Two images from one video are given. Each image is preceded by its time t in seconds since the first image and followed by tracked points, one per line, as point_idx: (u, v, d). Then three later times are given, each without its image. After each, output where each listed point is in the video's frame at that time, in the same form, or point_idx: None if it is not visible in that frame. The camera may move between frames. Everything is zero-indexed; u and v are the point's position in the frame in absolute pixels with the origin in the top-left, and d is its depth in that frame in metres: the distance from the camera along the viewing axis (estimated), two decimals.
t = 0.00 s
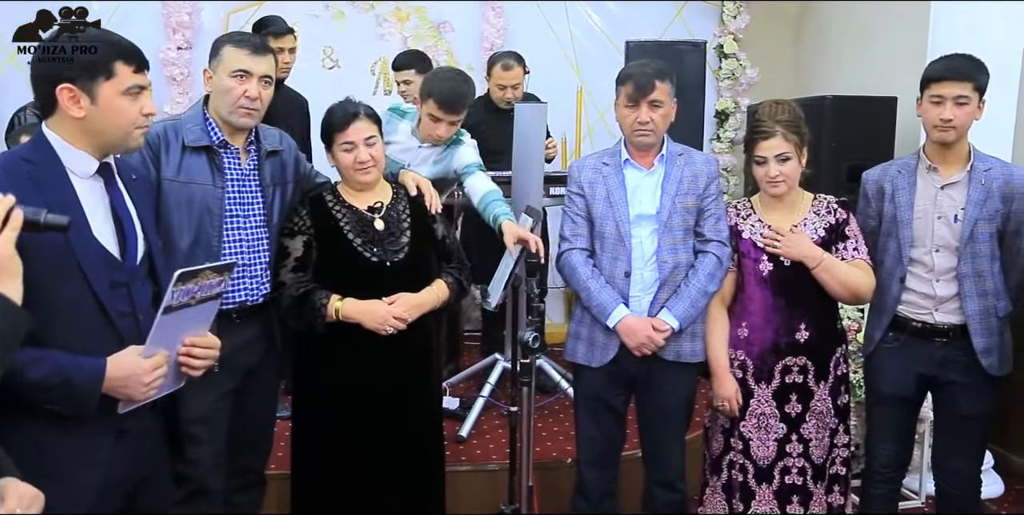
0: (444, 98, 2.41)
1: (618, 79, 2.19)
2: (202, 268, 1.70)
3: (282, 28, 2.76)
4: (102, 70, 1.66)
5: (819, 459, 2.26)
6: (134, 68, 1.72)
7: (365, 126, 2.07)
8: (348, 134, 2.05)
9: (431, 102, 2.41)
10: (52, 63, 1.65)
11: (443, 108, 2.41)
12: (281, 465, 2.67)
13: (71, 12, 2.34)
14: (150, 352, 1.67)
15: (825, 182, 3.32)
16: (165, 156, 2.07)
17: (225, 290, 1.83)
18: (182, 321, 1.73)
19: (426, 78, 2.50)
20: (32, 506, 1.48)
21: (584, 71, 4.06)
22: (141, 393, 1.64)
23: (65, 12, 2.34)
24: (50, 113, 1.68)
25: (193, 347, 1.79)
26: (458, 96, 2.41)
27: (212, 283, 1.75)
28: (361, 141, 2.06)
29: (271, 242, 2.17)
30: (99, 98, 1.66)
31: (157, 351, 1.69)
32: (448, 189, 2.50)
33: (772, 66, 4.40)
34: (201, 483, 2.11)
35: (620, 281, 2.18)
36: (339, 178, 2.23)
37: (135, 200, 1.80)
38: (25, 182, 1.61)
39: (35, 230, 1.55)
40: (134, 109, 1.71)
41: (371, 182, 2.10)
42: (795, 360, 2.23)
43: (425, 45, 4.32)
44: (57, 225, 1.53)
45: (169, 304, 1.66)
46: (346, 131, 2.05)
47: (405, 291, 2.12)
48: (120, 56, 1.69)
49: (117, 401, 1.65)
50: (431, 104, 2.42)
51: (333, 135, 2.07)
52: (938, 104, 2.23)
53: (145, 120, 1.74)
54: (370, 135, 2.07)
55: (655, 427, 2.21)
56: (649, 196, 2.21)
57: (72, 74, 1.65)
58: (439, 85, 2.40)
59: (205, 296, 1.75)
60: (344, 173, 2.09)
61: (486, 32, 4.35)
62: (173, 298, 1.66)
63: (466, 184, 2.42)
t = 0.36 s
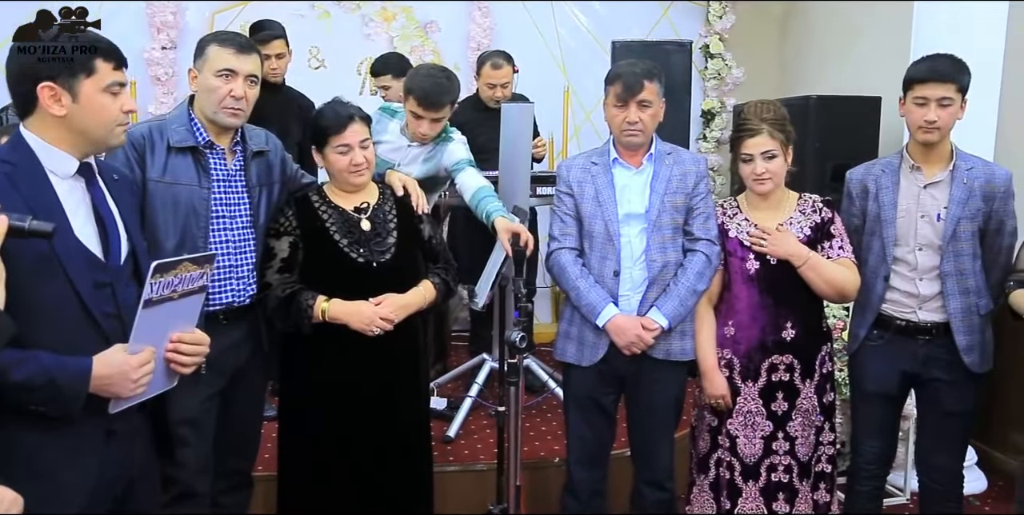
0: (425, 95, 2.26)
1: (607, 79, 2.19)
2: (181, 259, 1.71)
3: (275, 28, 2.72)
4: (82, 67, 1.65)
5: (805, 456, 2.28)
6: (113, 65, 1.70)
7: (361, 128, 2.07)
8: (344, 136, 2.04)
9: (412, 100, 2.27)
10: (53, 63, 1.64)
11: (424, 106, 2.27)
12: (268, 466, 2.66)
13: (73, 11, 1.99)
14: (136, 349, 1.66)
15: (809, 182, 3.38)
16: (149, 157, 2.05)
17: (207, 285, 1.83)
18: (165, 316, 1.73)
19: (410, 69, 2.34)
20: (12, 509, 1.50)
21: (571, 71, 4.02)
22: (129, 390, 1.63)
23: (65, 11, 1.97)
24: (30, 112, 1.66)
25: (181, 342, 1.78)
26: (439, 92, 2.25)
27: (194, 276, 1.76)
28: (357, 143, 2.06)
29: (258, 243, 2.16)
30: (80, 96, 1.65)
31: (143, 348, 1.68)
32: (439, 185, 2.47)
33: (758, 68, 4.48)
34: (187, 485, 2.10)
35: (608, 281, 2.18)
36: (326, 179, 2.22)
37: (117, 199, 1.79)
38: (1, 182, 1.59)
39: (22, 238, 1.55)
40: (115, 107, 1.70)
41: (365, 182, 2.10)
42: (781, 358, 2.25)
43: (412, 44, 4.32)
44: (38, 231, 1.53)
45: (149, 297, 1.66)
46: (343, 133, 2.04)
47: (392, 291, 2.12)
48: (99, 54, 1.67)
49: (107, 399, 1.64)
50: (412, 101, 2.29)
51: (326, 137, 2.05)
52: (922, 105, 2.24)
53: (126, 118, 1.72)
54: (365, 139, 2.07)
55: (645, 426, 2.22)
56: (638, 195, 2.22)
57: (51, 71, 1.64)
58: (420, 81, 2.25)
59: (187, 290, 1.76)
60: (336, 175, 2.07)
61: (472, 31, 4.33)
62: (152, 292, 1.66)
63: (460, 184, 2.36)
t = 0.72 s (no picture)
0: (400, 85, 2.24)
1: (594, 79, 2.20)
2: (169, 260, 1.70)
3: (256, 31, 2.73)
4: (71, 68, 1.64)
5: (792, 453, 2.29)
6: (103, 68, 1.70)
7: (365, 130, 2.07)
8: (349, 137, 2.04)
9: (387, 90, 2.25)
10: (52, 63, 1.64)
11: (399, 97, 2.25)
12: (256, 468, 2.66)
13: (72, 12, 1.87)
14: (121, 350, 1.65)
15: (795, 182, 3.35)
16: (134, 157, 2.04)
17: (195, 286, 1.83)
18: (151, 316, 1.72)
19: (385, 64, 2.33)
20: None
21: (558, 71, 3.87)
22: (113, 392, 1.62)
23: (66, 12, 1.85)
24: (18, 112, 1.64)
25: (167, 343, 1.77)
26: (412, 81, 2.23)
27: (181, 277, 1.75)
28: (362, 144, 2.06)
29: (244, 243, 2.15)
30: (68, 97, 1.64)
31: (128, 348, 1.67)
32: (427, 173, 2.45)
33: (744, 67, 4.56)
34: (174, 487, 2.09)
35: (596, 279, 2.19)
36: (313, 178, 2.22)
37: (104, 200, 1.78)
38: None
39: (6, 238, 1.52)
40: (102, 109, 1.69)
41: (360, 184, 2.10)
42: (768, 356, 2.26)
43: (399, 44, 4.29)
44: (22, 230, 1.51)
45: (135, 299, 1.65)
46: (350, 134, 2.04)
47: (380, 291, 2.11)
48: (89, 56, 1.67)
49: (91, 401, 1.63)
50: (387, 93, 2.27)
51: (328, 137, 2.03)
52: (907, 107, 2.26)
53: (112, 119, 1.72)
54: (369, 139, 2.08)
55: (633, 425, 2.22)
56: (625, 194, 2.22)
57: (39, 71, 1.63)
58: (393, 71, 2.23)
59: (174, 291, 1.75)
60: (335, 174, 2.06)
61: (460, 32, 4.34)
62: (138, 293, 1.65)
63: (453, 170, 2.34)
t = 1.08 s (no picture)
0: (374, 80, 2.25)
1: (576, 79, 2.20)
2: (148, 261, 1.69)
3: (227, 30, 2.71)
4: (53, 70, 1.63)
5: (774, 451, 2.31)
6: (85, 70, 1.69)
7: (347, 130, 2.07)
8: (331, 138, 2.03)
9: (362, 85, 2.26)
10: (54, 63, 1.63)
11: (374, 92, 2.26)
12: (238, 469, 2.66)
13: (72, 12, 1.84)
14: (99, 352, 1.64)
15: (778, 181, 3.29)
16: (114, 157, 2.03)
17: (175, 287, 1.82)
18: (131, 318, 1.71)
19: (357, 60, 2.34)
20: None
21: (543, 72, 3.85)
22: (91, 394, 1.61)
23: (66, 12, 1.82)
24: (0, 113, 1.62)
25: (147, 345, 1.76)
26: (386, 75, 2.24)
27: (161, 278, 1.74)
28: (345, 145, 2.05)
29: (225, 243, 2.15)
30: (50, 98, 1.63)
31: (106, 350, 1.66)
32: (405, 168, 2.51)
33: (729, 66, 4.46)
34: (155, 489, 2.08)
35: (578, 279, 2.20)
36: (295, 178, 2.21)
37: (84, 200, 1.76)
38: None
39: None
40: (83, 111, 1.68)
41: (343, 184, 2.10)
42: (751, 354, 2.27)
43: (383, 43, 4.25)
44: None
45: (114, 301, 1.63)
46: (333, 135, 2.03)
47: (363, 292, 2.11)
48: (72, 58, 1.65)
49: (68, 403, 1.61)
50: (362, 88, 2.28)
51: (309, 138, 2.02)
52: (886, 107, 2.28)
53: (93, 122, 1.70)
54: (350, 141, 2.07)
55: (616, 423, 2.23)
56: (607, 193, 2.23)
57: (22, 71, 1.61)
58: (367, 67, 2.24)
59: (154, 292, 1.74)
60: (317, 175, 2.05)
61: (444, 32, 4.34)
62: (117, 295, 1.63)
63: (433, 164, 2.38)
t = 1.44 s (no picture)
0: (355, 77, 2.28)
1: (560, 79, 2.20)
2: (127, 263, 1.68)
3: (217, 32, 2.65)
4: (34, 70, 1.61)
5: (757, 449, 2.32)
6: (69, 73, 1.67)
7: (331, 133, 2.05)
8: (315, 137, 2.02)
9: (344, 83, 2.29)
10: (54, 63, 1.64)
11: (357, 88, 2.29)
12: (222, 470, 2.64)
13: (72, 11, 1.95)
14: (77, 354, 1.63)
15: (761, 180, 3.32)
16: (93, 157, 2.01)
17: (156, 288, 1.80)
18: (110, 319, 1.69)
19: (335, 57, 2.36)
20: None
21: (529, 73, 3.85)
22: (69, 397, 1.60)
23: (66, 11, 1.92)
24: None
25: (127, 347, 1.75)
26: (368, 73, 2.27)
27: (141, 280, 1.73)
28: (329, 145, 2.04)
29: (208, 244, 2.13)
30: (32, 99, 1.61)
31: (84, 352, 1.65)
32: (387, 167, 2.48)
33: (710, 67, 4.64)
34: (137, 491, 2.07)
35: (562, 279, 2.20)
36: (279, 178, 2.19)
37: (63, 201, 1.75)
38: None
39: None
40: (65, 113, 1.66)
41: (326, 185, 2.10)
42: (734, 353, 2.28)
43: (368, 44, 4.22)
44: None
45: (92, 302, 1.62)
46: (318, 135, 2.02)
47: (346, 293, 2.10)
48: (55, 60, 1.63)
49: (45, 406, 1.60)
50: (344, 86, 2.31)
51: (295, 139, 2.01)
52: (869, 108, 2.30)
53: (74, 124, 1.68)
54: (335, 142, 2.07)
55: (601, 423, 2.23)
56: (591, 194, 2.23)
57: (2, 71, 1.59)
58: (349, 64, 2.27)
59: (134, 294, 1.73)
60: (300, 175, 2.04)
61: (428, 31, 4.32)
62: (96, 296, 1.62)
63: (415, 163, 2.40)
